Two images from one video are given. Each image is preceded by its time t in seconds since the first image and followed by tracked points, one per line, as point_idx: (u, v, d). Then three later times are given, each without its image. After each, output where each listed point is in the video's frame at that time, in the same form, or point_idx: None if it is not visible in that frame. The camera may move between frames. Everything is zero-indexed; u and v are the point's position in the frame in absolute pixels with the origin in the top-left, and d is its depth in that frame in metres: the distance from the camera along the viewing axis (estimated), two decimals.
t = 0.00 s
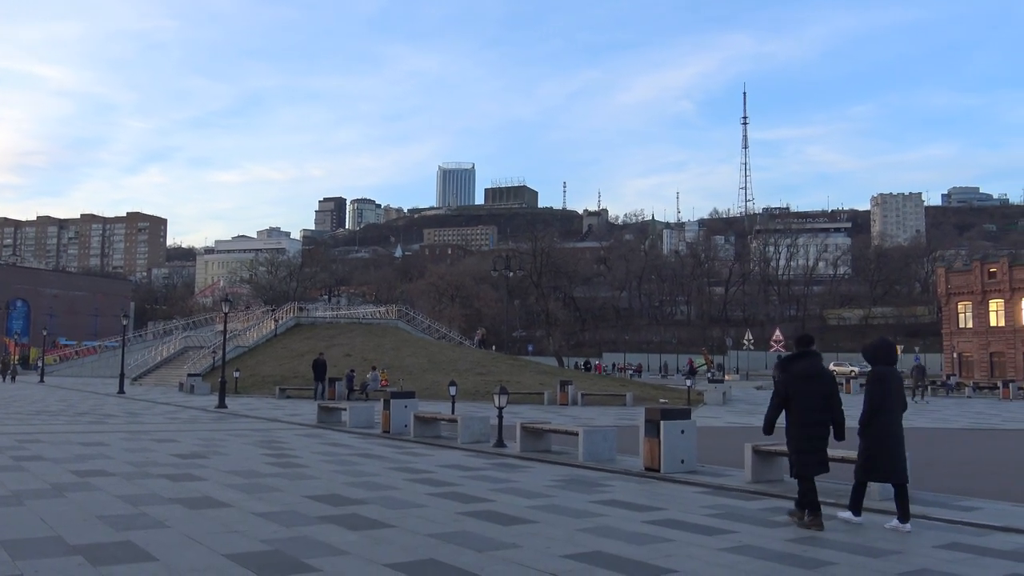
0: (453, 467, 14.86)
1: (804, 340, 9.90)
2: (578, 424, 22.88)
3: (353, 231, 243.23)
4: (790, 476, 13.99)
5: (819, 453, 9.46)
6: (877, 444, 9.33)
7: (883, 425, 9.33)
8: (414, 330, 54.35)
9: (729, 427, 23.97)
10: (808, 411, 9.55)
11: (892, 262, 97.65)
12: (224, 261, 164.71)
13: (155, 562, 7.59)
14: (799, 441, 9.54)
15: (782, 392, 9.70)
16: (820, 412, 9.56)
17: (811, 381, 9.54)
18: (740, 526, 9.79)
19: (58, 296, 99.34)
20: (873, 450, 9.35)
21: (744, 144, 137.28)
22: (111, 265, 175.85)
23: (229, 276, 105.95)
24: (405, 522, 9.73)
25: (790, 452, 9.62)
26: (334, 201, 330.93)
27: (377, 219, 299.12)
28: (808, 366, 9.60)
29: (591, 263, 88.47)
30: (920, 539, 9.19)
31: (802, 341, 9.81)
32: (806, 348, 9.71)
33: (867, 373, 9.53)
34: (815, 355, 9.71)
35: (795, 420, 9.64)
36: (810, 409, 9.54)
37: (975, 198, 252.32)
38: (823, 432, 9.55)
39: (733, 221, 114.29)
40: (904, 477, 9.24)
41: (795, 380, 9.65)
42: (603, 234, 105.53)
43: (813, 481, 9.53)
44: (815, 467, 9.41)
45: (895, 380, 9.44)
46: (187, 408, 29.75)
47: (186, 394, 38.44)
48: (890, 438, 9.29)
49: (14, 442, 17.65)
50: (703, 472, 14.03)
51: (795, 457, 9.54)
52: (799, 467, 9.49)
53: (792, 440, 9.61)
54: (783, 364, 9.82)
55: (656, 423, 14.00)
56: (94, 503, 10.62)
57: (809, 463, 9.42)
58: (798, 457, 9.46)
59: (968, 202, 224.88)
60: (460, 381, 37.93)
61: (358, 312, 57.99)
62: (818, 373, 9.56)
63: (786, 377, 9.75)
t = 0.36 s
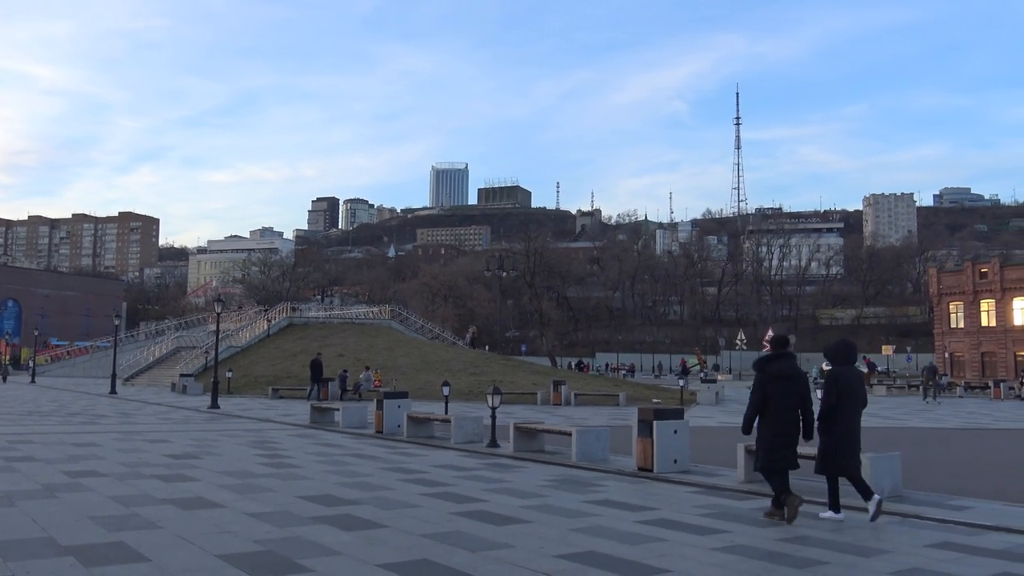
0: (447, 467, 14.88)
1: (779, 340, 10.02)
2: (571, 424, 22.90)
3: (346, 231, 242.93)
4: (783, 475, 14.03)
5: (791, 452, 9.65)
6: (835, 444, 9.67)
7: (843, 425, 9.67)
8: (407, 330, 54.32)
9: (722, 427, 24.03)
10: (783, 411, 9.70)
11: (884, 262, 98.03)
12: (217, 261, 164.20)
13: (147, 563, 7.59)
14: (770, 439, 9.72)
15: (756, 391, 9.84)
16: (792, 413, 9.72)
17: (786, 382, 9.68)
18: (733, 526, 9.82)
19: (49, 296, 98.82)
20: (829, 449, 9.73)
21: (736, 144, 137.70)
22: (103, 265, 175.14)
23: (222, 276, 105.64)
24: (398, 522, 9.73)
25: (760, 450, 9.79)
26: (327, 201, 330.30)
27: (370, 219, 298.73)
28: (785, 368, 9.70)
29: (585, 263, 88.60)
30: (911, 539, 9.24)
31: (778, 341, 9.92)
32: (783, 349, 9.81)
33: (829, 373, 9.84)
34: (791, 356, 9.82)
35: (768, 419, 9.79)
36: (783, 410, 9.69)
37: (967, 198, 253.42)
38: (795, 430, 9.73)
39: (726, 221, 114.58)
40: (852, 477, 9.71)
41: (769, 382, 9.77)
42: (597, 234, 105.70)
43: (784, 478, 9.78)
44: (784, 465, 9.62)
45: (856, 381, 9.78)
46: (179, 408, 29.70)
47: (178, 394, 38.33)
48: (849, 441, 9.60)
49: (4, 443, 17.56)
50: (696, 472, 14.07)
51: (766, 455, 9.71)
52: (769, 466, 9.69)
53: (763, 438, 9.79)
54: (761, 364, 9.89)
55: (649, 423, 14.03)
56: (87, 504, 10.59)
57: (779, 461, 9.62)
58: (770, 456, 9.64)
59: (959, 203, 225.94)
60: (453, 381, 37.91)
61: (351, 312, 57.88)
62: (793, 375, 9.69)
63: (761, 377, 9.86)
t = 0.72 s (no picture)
0: (441, 467, 14.87)
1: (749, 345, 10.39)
2: (565, 423, 22.92)
3: (340, 231, 242.63)
4: (777, 475, 14.06)
5: (769, 449, 9.83)
6: (807, 440, 10.00)
7: (815, 421, 10.02)
8: (401, 330, 54.28)
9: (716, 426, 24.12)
10: (760, 408, 9.95)
11: (877, 261, 98.32)
12: (210, 261, 163.89)
13: (141, 562, 7.58)
14: (747, 437, 9.92)
15: (732, 392, 10.08)
16: (769, 410, 9.98)
17: (761, 380, 9.98)
18: (727, 525, 9.83)
19: (42, 296, 98.50)
20: (800, 446, 10.07)
21: (731, 144, 137.90)
22: (96, 264, 174.67)
23: (216, 276, 105.45)
24: (392, 522, 9.73)
25: (737, 448, 9.97)
26: (321, 200, 329.93)
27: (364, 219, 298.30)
28: (760, 368, 10.04)
29: (579, 263, 88.92)
30: (905, 538, 9.26)
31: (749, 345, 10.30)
32: (756, 351, 10.16)
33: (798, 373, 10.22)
34: (763, 357, 10.18)
35: (743, 419, 10.01)
36: (759, 408, 9.95)
37: (960, 199, 254.19)
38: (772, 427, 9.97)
39: (720, 221, 114.85)
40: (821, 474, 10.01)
41: (745, 381, 10.05)
42: (591, 234, 105.89)
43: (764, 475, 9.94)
44: (763, 462, 9.78)
45: (822, 381, 10.24)
46: (173, 408, 29.63)
47: (172, 394, 38.32)
48: (820, 435, 9.92)
49: None
50: (690, 471, 14.11)
51: (744, 452, 9.89)
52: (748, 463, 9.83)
53: (740, 436, 9.99)
54: (736, 367, 10.20)
55: (643, 423, 14.07)
56: (80, 503, 10.62)
57: (759, 457, 9.78)
58: (748, 453, 9.83)
59: (952, 203, 226.97)
60: (447, 381, 37.88)
61: (345, 311, 57.86)
62: (768, 374, 10.02)
63: (736, 379, 10.14)
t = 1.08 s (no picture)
0: (435, 467, 14.87)
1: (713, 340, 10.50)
2: (558, 422, 22.94)
3: (333, 230, 242.20)
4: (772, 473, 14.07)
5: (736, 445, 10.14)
6: (779, 435, 10.41)
7: (782, 416, 10.45)
8: (395, 329, 54.25)
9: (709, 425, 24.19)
10: (729, 406, 10.17)
11: (870, 260, 98.68)
12: (203, 261, 163.41)
13: (133, 563, 7.56)
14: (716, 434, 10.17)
15: (699, 390, 10.26)
16: (735, 407, 10.21)
17: (728, 379, 10.17)
18: (720, 524, 9.85)
19: (35, 296, 98.17)
20: (771, 441, 10.44)
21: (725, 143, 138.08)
22: (88, 264, 174.02)
23: (209, 275, 105.13)
24: (385, 522, 9.73)
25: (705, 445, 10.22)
26: (314, 200, 329.23)
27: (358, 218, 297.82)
28: (725, 368, 10.24)
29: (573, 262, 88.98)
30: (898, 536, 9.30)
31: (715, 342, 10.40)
32: (721, 349, 10.30)
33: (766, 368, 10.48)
34: (728, 354, 10.34)
35: (712, 416, 10.21)
36: (726, 405, 10.15)
37: (952, 198, 255.20)
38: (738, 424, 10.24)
39: (714, 220, 115.08)
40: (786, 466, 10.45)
41: (711, 380, 10.23)
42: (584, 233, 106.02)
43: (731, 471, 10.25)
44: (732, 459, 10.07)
45: (788, 375, 10.55)
46: (166, 408, 29.53)
47: (165, 394, 38.26)
48: (791, 431, 10.39)
49: None
50: (683, 470, 14.15)
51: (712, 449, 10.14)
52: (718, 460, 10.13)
53: (707, 433, 10.21)
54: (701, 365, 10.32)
55: (636, 422, 14.10)
56: (72, 503, 10.58)
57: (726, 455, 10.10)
58: (716, 450, 10.08)
59: (944, 201, 227.84)
60: (440, 381, 37.88)
61: (339, 311, 57.83)
62: (733, 372, 10.22)
63: (702, 377, 10.30)
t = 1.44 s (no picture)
0: (428, 465, 14.87)
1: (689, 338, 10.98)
2: (551, 421, 22.99)
3: (326, 229, 241.79)
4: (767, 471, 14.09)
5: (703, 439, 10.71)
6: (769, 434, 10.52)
7: (772, 414, 10.57)
8: (389, 328, 54.17)
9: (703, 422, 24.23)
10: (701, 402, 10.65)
11: (863, 258, 98.96)
12: (196, 259, 162.91)
13: (125, 562, 7.55)
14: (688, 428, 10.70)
15: (672, 385, 10.73)
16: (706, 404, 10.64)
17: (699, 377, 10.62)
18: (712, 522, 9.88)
19: (27, 295, 98.21)
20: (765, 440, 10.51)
21: (718, 142, 138.24)
22: (81, 263, 173.37)
23: (202, 274, 104.87)
24: (378, 521, 9.71)
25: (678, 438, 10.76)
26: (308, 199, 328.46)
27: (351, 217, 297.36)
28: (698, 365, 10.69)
29: (567, 261, 89.25)
30: (891, 533, 9.32)
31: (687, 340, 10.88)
32: (695, 347, 10.75)
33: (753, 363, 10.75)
34: (701, 352, 10.80)
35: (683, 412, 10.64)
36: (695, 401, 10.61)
37: (944, 196, 256.18)
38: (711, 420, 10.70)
39: (707, 218, 115.23)
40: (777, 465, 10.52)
41: (685, 375, 10.68)
42: (579, 232, 106.08)
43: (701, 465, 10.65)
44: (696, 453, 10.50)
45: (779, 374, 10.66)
46: (160, 407, 29.44)
47: (158, 393, 38.27)
48: (777, 425, 10.52)
49: None
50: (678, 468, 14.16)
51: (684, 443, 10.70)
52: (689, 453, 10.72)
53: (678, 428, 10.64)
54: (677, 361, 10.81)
55: (630, 419, 14.10)
56: (65, 503, 10.57)
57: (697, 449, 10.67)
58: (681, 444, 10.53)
59: (937, 201, 228.31)
60: (434, 379, 37.91)
61: (333, 309, 57.83)
62: (705, 369, 10.68)
63: (675, 374, 10.77)
